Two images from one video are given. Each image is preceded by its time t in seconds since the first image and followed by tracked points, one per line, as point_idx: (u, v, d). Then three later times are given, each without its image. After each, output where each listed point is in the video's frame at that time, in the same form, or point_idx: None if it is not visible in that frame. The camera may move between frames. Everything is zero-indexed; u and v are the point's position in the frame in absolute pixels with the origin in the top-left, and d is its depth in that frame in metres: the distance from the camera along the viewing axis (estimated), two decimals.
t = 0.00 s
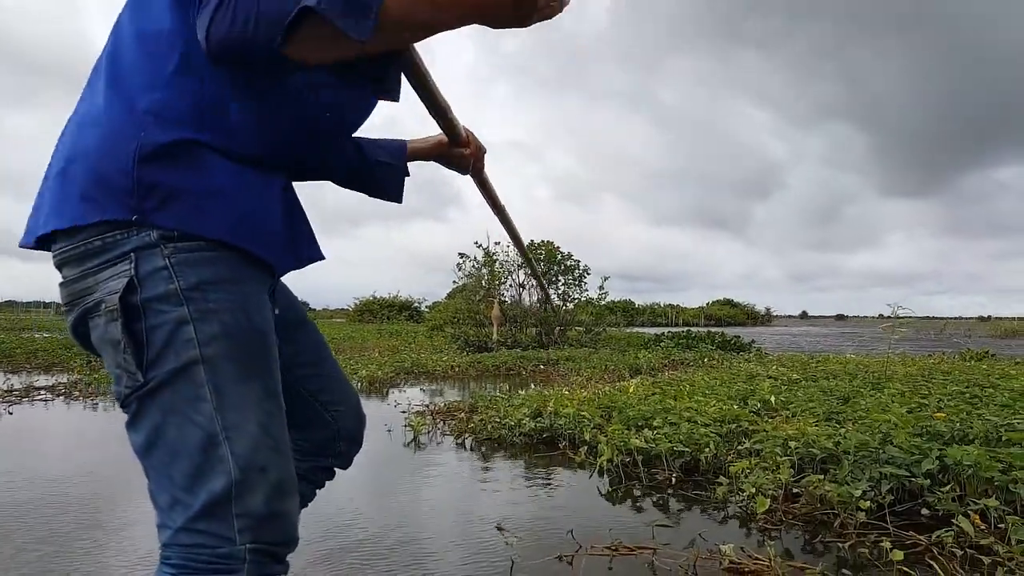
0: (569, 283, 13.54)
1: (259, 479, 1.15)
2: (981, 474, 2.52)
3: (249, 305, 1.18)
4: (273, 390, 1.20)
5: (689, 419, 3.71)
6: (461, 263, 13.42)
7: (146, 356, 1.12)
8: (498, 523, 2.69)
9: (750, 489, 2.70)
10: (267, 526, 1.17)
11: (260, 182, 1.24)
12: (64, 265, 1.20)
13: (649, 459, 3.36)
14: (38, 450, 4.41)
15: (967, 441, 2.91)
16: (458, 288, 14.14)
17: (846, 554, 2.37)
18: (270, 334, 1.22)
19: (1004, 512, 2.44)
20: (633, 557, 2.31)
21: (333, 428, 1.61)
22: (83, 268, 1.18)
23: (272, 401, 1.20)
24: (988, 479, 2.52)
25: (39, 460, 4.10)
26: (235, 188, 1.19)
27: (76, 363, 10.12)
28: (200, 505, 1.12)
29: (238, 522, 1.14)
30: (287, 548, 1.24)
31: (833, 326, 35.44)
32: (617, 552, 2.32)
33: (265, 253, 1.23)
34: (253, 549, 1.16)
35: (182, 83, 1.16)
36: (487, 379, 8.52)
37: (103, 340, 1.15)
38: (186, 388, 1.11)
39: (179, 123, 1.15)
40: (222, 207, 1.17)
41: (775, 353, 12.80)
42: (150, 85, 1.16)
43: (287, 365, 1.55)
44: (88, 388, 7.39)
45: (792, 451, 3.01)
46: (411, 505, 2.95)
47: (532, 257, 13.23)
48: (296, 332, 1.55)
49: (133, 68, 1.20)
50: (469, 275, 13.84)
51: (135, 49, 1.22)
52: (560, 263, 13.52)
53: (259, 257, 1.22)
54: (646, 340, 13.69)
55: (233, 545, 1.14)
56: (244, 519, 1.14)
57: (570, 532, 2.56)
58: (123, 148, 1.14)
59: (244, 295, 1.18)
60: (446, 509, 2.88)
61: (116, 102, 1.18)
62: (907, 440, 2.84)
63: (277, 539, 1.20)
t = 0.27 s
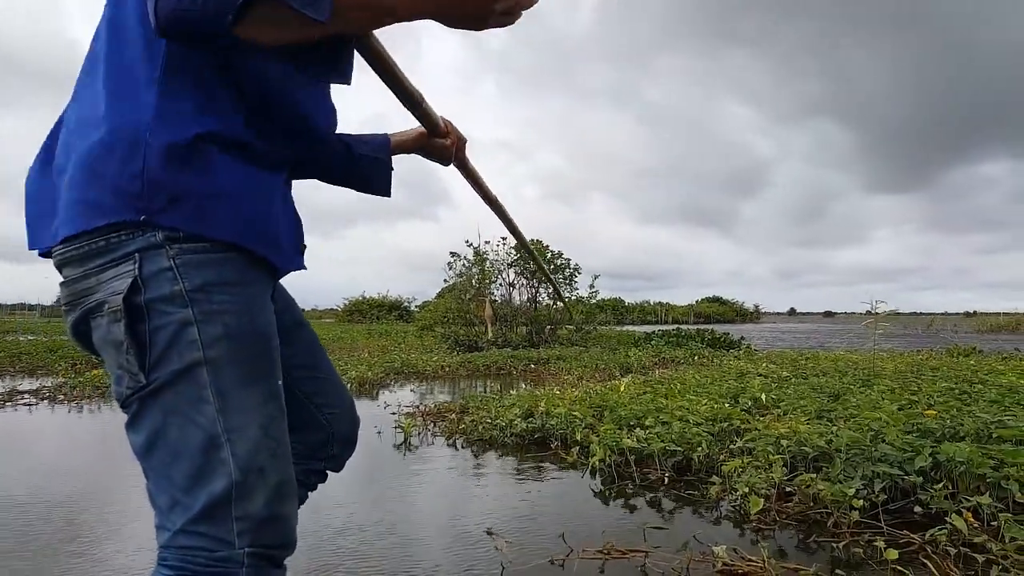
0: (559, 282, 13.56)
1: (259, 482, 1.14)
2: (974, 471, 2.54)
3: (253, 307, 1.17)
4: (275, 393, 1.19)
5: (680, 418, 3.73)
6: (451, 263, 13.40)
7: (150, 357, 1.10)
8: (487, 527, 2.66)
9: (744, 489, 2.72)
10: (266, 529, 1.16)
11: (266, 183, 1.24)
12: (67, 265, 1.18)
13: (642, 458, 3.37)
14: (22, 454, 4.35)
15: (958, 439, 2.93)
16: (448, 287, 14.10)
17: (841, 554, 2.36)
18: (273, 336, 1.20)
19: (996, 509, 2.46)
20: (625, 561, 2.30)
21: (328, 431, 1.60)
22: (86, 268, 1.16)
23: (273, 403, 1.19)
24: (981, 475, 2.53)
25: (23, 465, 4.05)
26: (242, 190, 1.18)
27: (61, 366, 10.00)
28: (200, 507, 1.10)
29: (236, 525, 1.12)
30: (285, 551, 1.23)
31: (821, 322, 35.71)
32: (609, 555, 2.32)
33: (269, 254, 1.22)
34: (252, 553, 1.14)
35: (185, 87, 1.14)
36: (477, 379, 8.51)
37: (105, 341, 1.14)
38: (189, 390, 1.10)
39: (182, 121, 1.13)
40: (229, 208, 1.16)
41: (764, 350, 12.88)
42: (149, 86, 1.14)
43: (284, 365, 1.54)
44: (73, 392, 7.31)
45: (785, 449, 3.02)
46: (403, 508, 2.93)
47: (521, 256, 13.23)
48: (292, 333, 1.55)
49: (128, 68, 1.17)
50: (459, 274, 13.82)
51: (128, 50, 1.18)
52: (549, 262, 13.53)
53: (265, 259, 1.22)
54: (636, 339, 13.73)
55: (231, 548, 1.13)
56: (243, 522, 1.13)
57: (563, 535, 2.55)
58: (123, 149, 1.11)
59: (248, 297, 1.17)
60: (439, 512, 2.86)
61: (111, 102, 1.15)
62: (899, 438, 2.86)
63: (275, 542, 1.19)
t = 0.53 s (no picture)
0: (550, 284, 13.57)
1: (260, 492, 1.12)
2: (972, 470, 2.54)
3: (259, 313, 1.16)
4: (279, 401, 1.18)
5: (676, 420, 3.73)
6: (441, 266, 13.38)
7: (153, 361, 1.09)
8: (480, 535, 2.63)
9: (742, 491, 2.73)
10: (266, 539, 1.15)
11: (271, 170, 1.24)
12: (73, 263, 1.18)
13: (637, 460, 3.37)
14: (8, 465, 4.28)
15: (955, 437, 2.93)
16: (438, 290, 14.07)
17: (842, 555, 2.36)
18: (279, 345, 1.19)
19: (997, 507, 2.45)
20: (623, 565, 2.28)
21: (324, 439, 1.59)
22: (91, 268, 1.15)
23: (277, 411, 1.17)
24: (979, 474, 2.53)
25: (9, 476, 3.98)
26: (247, 174, 1.19)
27: (46, 376, 9.88)
28: (199, 515, 1.09)
29: (235, 535, 1.11)
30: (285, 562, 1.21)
31: (810, 320, 35.91)
32: (606, 559, 2.30)
33: (279, 241, 1.23)
34: (249, 564, 1.12)
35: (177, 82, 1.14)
36: (469, 383, 8.50)
37: (108, 343, 1.13)
38: (193, 397, 1.08)
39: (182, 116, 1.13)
40: (237, 194, 1.17)
41: (755, 349, 12.94)
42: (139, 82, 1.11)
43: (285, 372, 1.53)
44: (59, 401, 7.22)
45: (782, 449, 3.03)
46: (399, 515, 2.90)
47: (512, 258, 13.24)
48: (293, 340, 1.53)
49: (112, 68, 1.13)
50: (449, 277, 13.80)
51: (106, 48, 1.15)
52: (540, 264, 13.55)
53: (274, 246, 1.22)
54: (628, 340, 13.76)
55: (230, 558, 1.11)
56: (243, 531, 1.11)
57: (558, 541, 2.53)
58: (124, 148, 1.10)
59: (255, 303, 1.16)
60: (434, 519, 2.84)
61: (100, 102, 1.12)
62: (895, 436, 2.86)
63: (276, 552, 1.17)
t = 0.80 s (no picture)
0: (541, 282, 13.57)
1: (257, 507, 1.11)
2: (969, 465, 2.55)
3: (252, 321, 1.13)
4: (276, 412, 1.16)
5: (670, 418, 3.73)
6: (432, 265, 13.35)
7: (139, 371, 1.08)
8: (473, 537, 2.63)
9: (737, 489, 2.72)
10: (265, 554, 1.14)
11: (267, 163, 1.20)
12: (59, 267, 1.18)
13: (632, 459, 3.37)
14: None
15: (950, 433, 2.97)
16: (430, 289, 14.04)
17: (840, 553, 2.38)
18: (276, 351, 1.16)
19: (994, 503, 2.47)
20: (618, 567, 2.27)
21: (321, 453, 1.59)
22: (76, 275, 1.15)
23: (274, 423, 1.16)
24: (976, 470, 2.55)
25: None
26: (243, 167, 1.15)
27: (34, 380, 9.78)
28: (195, 533, 1.09)
29: (233, 552, 1.10)
30: None
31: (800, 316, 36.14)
32: (602, 563, 2.28)
33: (275, 233, 1.19)
34: None
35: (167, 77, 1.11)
36: (461, 382, 8.49)
37: (94, 352, 1.12)
38: (184, 410, 1.07)
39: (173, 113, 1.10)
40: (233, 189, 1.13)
41: (745, 345, 13.01)
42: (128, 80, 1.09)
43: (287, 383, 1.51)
44: (46, 405, 7.15)
45: (778, 447, 3.04)
46: (393, 518, 2.89)
47: (503, 257, 13.23)
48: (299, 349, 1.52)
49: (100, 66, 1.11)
50: (440, 276, 13.77)
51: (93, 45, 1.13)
52: (531, 262, 13.55)
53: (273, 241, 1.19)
54: (620, 337, 13.79)
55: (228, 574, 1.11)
56: (241, 548, 1.11)
57: (553, 544, 2.52)
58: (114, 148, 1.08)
59: (247, 310, 1.13)
60: (429, 522, 2.83)
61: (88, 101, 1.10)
62: (891, 432, 2.87)
63: (275, 566, 1.17)
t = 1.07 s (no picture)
0: (535, 280, 13.57)
1: (257, 502, 1.10)
2: (974, 463, 2.54)
3: (253, 314, 1.12)
4: (277, 407, 1.15)
5: (668, 415, 3.73)
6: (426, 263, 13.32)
7: (138, 366, 1.07)
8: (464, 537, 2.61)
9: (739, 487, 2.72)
10: (263, 550, 1.13)
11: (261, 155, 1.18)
12: (50, 257, 1.15)
13: (631, 457, 3.35)
14: None
15: (952, 428, 2.97)
16: (423, 287, 14.00)
17: (847, 551, 2.37)
18: (276, 345, 1.16)
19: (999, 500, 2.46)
20: (618, 566, 2.25)
21: (326, 416, 1.61)
22: (69, 265, 1.12)
23: (274, 418, 1.15)
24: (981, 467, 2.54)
25: None
26: (241, 156, 1.14)
27: (23, 379, 9.69)
28: (194, 528, 1.07)
29: (231, 548, 1.09)
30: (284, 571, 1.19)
31: (792, 313, 36.31)
32: (602, 562, 2.26)
33: (272, 226, 1.18)
34: None
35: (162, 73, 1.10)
36: (455, 380, 8.49)
37: (89, 345, 1.10)
38: (184, 406, 1.06)
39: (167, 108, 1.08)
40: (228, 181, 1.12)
41: (738, 343, 13.06)
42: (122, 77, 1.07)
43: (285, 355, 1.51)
44: (35, 404, 7.08)
45: (778, 444, 3.03)
46: (390, 517, 2.88)
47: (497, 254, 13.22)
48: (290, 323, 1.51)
49: (95, 67, 1.10)
50: (433, 274, 13.74)
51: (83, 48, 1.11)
52: (525, 260, 13.55)
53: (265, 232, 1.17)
54: (613, 335, 13.82)
55: (226, 570, 1.09)
56: (239, 544, 1.09)
57: (552, 544, 2.49)
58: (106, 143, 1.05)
59: (249, 303, 1.12)
60: (426, 521, 2.82)
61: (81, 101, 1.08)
62: (893, 429, 2.86)
63: (273, 562, 1.15)
